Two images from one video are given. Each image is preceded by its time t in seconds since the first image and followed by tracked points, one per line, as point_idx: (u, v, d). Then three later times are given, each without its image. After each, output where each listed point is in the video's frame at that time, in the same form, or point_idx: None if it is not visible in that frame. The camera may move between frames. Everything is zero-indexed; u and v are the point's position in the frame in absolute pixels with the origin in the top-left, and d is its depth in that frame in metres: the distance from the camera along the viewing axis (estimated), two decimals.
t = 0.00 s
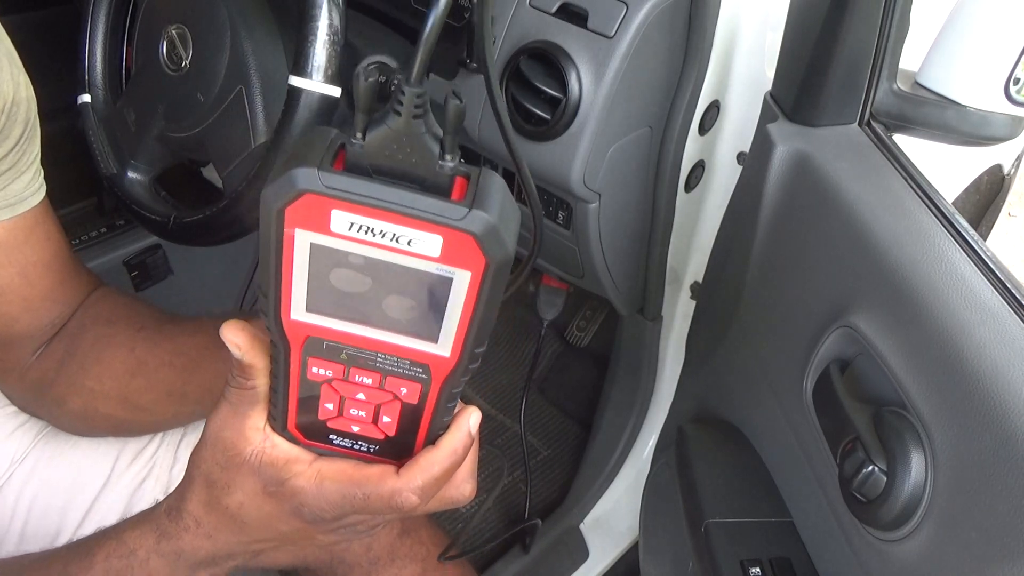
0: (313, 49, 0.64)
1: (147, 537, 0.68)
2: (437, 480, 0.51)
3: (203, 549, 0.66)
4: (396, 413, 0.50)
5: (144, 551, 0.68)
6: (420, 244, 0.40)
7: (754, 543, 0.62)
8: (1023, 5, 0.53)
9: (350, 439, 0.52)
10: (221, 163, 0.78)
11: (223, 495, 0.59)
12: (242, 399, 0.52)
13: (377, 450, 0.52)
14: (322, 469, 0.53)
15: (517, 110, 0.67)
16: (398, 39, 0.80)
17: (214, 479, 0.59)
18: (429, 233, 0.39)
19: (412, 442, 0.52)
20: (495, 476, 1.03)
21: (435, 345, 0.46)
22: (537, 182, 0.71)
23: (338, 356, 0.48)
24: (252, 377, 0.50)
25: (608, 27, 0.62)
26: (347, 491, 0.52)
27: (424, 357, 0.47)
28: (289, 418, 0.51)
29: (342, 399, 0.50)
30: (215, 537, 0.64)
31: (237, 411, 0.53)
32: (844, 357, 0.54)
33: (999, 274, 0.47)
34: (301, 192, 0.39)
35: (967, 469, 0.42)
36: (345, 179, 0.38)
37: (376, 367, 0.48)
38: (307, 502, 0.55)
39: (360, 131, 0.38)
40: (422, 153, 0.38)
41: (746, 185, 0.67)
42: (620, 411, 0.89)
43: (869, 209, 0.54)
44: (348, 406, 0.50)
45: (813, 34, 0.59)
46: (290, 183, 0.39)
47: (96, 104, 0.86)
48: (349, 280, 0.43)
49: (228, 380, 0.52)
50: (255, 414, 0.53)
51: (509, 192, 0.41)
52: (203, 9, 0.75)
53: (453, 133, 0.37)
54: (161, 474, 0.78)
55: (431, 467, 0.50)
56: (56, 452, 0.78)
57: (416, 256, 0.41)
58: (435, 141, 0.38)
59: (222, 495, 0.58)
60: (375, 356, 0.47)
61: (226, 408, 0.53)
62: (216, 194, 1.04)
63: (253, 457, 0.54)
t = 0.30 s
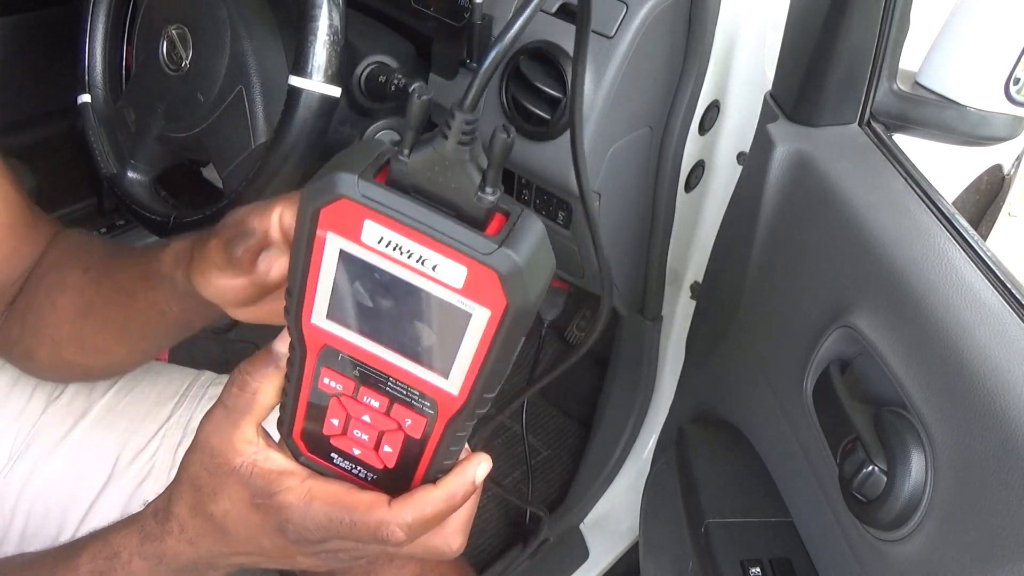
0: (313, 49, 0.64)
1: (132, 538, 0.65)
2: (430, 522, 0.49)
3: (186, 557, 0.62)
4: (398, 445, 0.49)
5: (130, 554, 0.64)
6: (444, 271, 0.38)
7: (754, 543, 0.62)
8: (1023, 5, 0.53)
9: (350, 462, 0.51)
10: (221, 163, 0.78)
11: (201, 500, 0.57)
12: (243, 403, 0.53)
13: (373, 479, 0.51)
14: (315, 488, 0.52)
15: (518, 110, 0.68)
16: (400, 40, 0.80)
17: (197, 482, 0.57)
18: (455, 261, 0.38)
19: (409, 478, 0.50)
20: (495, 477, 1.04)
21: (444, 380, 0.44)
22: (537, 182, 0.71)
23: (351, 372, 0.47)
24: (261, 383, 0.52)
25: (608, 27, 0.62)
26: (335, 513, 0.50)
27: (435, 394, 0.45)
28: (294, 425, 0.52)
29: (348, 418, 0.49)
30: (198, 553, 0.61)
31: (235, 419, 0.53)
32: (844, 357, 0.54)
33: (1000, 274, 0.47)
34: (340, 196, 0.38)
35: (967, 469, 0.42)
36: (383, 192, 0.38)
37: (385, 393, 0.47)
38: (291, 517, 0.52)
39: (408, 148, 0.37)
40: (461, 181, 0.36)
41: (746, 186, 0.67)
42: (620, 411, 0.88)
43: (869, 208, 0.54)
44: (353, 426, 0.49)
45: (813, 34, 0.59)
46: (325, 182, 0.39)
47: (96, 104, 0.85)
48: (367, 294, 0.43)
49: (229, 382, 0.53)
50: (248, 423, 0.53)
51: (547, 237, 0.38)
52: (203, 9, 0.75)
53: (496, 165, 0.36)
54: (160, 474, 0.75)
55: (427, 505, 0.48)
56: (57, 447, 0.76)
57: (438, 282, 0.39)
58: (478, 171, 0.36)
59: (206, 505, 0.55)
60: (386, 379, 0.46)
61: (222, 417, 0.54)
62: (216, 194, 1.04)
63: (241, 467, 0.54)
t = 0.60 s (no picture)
0: (313, 48, 0.64)
1: (125, 547, 0.58)
2: (406, 527, 0.44)
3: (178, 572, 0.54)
4: (391, 430, 0.48)
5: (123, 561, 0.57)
6: (450, 192, 0.42)
7: (754, 543, 0.62)
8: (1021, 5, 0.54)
9: (347, 466, 0.50)
10: (221, 163, 0.78)
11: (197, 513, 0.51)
12: (268, 394, 0.52)
13: (364, 488, 0.49)
14: (293, 495, 0.48)
15: (518, 110, 0.68)
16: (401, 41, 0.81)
17: (202, 482, 0.52)
18: (459, 180, 0.41)
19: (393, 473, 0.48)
20: (495, 477, 1.03)
21: (436, 331, 0.45)
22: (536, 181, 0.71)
23: (365, 341, 0.49)
24: (289, 372, 0.53)
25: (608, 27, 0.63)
26: (308, 521, 0.46)
27: (427, 347, 0.46)
28: (310, 421, 0.52)
29: (353, 401, 0.50)
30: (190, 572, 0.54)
31: (258, 409, 0.52)
32: (844, 357, 0.54)
33: (999, 274, 0.47)
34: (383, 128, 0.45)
35: (968, 468, 0.42)
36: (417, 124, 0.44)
37: (389, 361, 0.48)
38: (269, 521, 0.47)
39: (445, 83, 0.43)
40: (477, 106, 0.41)
41: (746, 185, 0.67)
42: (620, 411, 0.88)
43: (869, 208, 0.54)
44: (356, 411, 0.50)
45: (813, 34, 0.59)
46: (380, 127, 0.45)
47: (96, 104, 0.85)
48: (390, 235, 0.46)
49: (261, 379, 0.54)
50: (270, 415, 0.52)
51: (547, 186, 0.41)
52: (204, 9, 0.75)
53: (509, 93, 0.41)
54: (162, 474, 0.75)
55: (403, 506, 0.44)
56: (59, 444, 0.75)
57: (443, 208, 0.42)
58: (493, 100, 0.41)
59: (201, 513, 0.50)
60: (392, 343, 0.48)
61: (243, 413, 0.52)
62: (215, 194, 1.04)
63: (249, 459, 0.50)
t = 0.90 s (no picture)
0: (313, 48, 0.64)
1: (130, 537, 0.56)
2: (396, 531, 0.42)
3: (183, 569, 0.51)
4: (391, 429, 0.48)
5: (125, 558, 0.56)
6: (472, 192, 0.45)
7: (754, 543, 0.62)
8: (1020, 4, 0.53)
9: (344, 466, 0.49)
10: (221, 163, 0.78)
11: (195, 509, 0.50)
12: (277, 390, 0.53)
13: (360, 488, 0.49)
14: (289, 491, 0.45)
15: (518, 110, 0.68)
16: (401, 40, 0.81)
17: (202, 477, 0.51)
18: (482, 179, 0.44)
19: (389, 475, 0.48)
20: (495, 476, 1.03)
21: (444, 327, 0.46)
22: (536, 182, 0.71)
23: (376, 339, 0.50)
24: (301, 370, 0.54)
25: (608, 27, 0.63)
26: (297, 517, 0.43)
27: (434, 344, 0.47)
28: (314, 421, 0.52)
29: (358, 398, 0.50)
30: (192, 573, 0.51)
31: (266, 404, 0.52)
32: (844, 357, 0.54)
33: (1000, 273, 0.47)
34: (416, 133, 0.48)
35: (967, 469, 0.42)
36: (447, 128, 0.47)
37: (396, 359, 0.49)
38: (264, 514, 0.44)
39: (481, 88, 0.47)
40: (506, 107, 0.45)
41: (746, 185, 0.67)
42: (620, 411, 0.88)
43: (869, 208, 0.54)
44: (359, 408, 0.50)
45: (813, 35, 0.60)
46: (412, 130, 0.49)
47: (95, 104, 0.85)
48: (411, 234, 0.49)
49: (267, 380, 0.54)
50: (275, 413, 0.51)
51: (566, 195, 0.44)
52: (204, 9, 0.76)
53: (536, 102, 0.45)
54: (161, 475, 0.74)
55: (393, 508, 0.42)
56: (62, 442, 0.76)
57: (464, 207, 0.45)
58: (521, 106, 0.45)
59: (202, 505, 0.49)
60: (403, 340, 0.49)
61: (251, 408, 0.51)
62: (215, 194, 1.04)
63: (253, 452, 0.49)
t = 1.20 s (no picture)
0: (313, 48, 0.64)
1: (130, 540, 0.55)
2: (358, 559, 0.38)
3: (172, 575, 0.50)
4: (366, 452, 0.45)
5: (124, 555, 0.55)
6: (448, 205, 0.40)
7: (755, 543, 0.62)
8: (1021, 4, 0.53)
9: (330, 487, 0.47)
10: (221, 163, 0.78)
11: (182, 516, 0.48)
12: (277, 403, 0.52)
13: (339, 509, 0.46)
14: (265, 507, 0.44)
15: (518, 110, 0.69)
16: (401, 40, 0.81)
17: (196, 484, 0.49)
18: (457, 192, 0.39)
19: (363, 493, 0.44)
20: (495, 476, 1.02)
21: (415, 346, 0.42)
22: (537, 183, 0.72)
23: (363, 356, 0.47)
24: (301, 386, 0.53)
25: (608, 27, 0.63)
26: (267, 535, 0.41)
27: (406, 365, 0.43)
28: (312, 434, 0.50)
29: (345, 418, 0.47)
30: None
31: (264, 417, 0.51)
32: (844, 357, 0.54)
33: (1000, 273, 0.47)
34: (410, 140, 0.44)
35: (967, 469, 0.42)
36: (436, 137, 0.42)
37: (377, 379, 0.45)
38: (240, 528, 0.43)
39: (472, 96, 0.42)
40: (488, 117, 0.40)
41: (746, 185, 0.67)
42: (620, 411, 0.89)
43: (870, 208, 0.54)
44: (345, 429, 0.47)
45: (813, 35, 0.60)
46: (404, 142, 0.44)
47: (96, 104, 0.85)
48: (394, 245, 0.44)
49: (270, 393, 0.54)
50: (272, 427, 0.51)
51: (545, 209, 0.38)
52: (204, 9, 0.76)
53: (518, 111, 0.39)
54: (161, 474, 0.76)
55: (356, 533, 0.38)
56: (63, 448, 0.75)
57: (440, 220, 0.40)
58: (503, 115, 0.39)
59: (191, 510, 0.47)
60: (384, 360, 0.45)
61: (251, 420, 0.51)
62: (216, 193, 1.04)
63: (246, 462, 0.48)
